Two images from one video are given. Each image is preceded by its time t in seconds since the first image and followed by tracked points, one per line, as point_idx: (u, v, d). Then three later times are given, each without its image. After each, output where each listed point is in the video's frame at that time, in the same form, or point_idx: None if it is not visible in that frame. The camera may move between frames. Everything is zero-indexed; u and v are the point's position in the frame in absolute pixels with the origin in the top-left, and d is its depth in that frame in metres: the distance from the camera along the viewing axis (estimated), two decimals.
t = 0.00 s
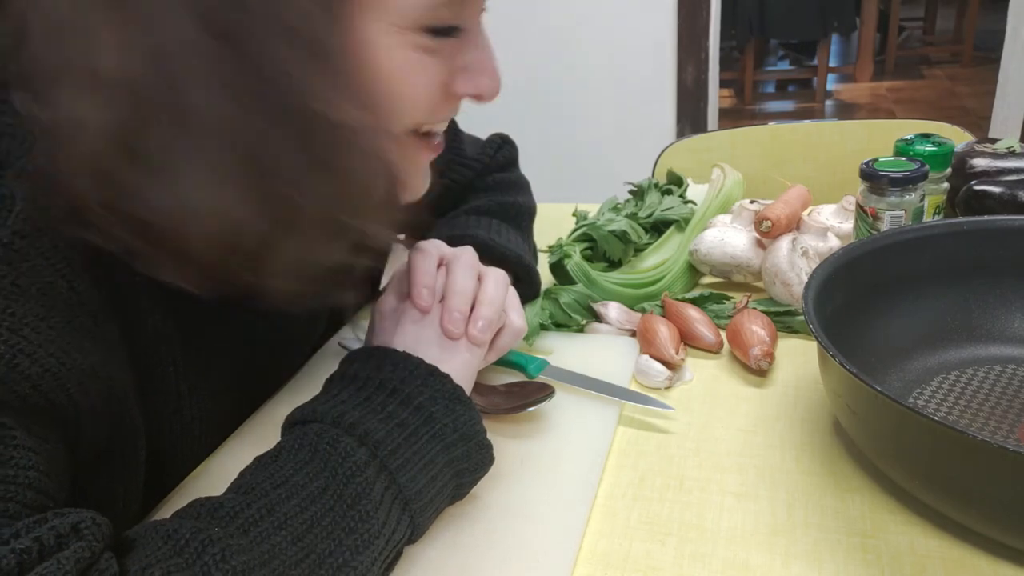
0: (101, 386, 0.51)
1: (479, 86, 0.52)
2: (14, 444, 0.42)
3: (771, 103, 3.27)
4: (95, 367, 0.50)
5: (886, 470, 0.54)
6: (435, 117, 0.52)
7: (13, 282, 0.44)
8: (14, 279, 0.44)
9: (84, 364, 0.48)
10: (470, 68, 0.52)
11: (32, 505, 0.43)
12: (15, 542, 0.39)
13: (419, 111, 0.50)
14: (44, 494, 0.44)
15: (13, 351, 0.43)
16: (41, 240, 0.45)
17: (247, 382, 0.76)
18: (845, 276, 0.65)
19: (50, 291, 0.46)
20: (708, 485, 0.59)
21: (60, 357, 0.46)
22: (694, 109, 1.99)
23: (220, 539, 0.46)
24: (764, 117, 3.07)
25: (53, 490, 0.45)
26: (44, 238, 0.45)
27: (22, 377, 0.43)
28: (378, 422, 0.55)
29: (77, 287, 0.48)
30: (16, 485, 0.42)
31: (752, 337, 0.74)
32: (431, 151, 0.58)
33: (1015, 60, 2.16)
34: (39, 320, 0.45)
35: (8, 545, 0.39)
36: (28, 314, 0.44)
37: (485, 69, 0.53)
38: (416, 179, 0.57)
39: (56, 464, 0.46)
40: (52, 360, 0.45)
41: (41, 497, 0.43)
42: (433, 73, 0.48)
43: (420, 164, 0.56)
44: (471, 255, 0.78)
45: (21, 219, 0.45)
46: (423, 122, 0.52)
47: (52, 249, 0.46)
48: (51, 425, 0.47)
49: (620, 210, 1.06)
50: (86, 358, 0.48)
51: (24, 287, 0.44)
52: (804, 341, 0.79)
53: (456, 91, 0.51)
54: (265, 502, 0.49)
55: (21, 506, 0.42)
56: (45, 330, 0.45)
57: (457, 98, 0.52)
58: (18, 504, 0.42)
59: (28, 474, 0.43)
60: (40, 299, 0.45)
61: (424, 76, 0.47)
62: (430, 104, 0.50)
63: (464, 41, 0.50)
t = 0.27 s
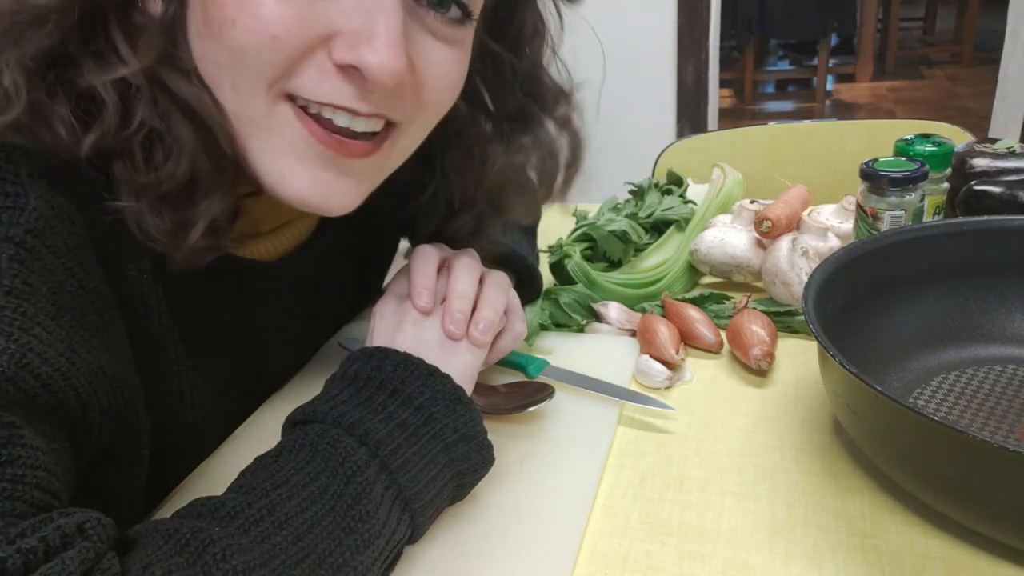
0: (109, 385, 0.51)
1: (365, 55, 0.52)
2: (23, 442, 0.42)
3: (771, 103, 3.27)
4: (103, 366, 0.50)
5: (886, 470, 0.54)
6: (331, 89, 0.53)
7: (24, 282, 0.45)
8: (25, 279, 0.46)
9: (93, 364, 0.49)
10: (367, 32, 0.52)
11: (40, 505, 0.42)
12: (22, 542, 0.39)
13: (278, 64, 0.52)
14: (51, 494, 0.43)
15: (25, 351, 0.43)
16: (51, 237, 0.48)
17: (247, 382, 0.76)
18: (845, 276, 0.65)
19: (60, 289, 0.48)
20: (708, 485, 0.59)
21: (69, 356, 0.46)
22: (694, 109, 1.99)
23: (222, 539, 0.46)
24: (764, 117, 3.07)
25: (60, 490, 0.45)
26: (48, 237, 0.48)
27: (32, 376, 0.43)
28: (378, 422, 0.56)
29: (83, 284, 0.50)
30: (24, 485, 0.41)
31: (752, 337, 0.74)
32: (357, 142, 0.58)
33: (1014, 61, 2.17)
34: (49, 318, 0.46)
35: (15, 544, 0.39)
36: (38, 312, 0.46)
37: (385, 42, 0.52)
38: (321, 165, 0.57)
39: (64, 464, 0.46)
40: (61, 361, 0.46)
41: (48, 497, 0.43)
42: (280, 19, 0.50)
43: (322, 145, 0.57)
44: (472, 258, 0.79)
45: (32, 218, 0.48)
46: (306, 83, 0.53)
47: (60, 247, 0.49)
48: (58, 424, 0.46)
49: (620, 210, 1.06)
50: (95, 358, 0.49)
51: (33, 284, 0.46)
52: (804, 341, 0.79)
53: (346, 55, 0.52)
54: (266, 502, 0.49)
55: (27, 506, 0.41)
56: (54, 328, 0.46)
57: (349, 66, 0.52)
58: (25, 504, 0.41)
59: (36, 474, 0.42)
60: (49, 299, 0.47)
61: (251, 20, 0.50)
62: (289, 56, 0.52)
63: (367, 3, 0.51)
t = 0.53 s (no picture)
0: (112, 387, 0.51)
1: (386, 85, 0.54)
2: (28, 445, 0.42)
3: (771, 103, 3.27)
4: (106, 369, 0.50)
5: (886, 470, 0.54)
6: (352, 116, 0.55)
7: (31, 285, 0.45)
8: (33, 282, 0.45)
9: (97, 367, 0.49)
10: (390, 64, 0.54)
11: (43, 508, 0.42)
12: (25, 545, 0.39)
13: (304, 92, 0.54)
14: (55, 497, 0.43)
15: (34, 355, 0.43)
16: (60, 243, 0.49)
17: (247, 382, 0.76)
18: (846, 276, 0.65)
19: (66, 292, 0.48)
20: (708, 485, 0.59)
21: (75, 359, 0.47)
22: (694, 109, 1.99)
23: (222, 540, 0.46)
24: (764, 117, 3.07)
25: (64, 493, 0.45)
26: (55, 242, 0.48)
27: (39, 378, 0.43)
28: (379, 422, 0.56)
29: (89, 286, 0.50)
30: (28, 488, 0.41)
31: (752, 337, 0.74)
32: (378, 164, 0.59)
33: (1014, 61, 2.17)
34: (56, 322, 0.46)
35: (19, 547, 0.39)
36: (46, 316, 0.46)
37: (405, 77, 0.54)
38: (340, 184, 0.58)
39: (68, 466, 0.46)
40: (67, 363, 0.46)
41: (52, 500, 0.43)
42: (306, 46, 0.53)
43: (344, 169, 0.57)
44: (472, 258, 0.79)
45: (38, 221, 0.48)
46: (328, 111, 0.55)
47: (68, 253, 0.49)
48: (62, 426, 0.46)
49: (620, 210, 1.06)
50: (99, 361, 0.49)
51: (40, 287, 0.46)
52: (804, 341, 0.79)
53: (368, 83, 0.54)
54: (266, 502, 0.49)
55: (31, 509, 0.41)
56: (60, 331, 0.46)
57: (370, 96, 0.54)
58: (29, 507, 0.41)
59: (41, 477, 0.42)
60: (56, 302, 0.47)
61: (280, 48, 0.53)
62: (315, 83, 0.54)
63: (391, 34, 0.54)
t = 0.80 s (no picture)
0: (114, 387, 0.51)
1: (400, 107, 0.54)
2: (29, 445, 0.42)
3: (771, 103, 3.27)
4: (108, 370, 0.50)
5: (885, 469, 0.54)
6: (365, 134, 0.56)
7: (34, 286, 0.45)
8: (35, 282, 0.45)
9: (98, 367, 0.49)
10: (403, 85, 0.55)
11: (45, 508, 0.42)
12: (25, 544, 0.39)
13: (318, 111, 0.55)
14: (56, 496, 0.43)
15: (34, 355, 0.43)
16: (62, 243, 0.49)
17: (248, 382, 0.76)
18: (846, 276, 0.65)
19: (68, 293, 0.48)
20: (708, 485, 0.59)
21: (77, 359, 0.47)
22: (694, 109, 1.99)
23: (221, 539, 0.46)
24: (764, 117, 3.07)
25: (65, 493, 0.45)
26: (58, 243, 0.48)
27: (40, 378, 0.43)
28: (379, 422, 0.56)
29: (91, 287, 0.50)
30: (29, 488, 0.41)
31: (752, 337, 0.74)
32: (386, 179, 0.60)
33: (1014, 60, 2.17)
34: (59, 322, 0.46)
35: (19, 547, 0.39)
36: (49, 316, 0.46)
37: (419, 97, 0.55)
38: (350, 200, 0.59)
39: (69, 466, 0.46)
40: (69, 364, 0.46)
41: (54, 500, 0.43)
42: (321, 66, 0.53)
43: (354, 184, 0.58)
44: (472, 258, 0.79)
45: (41, 222, 0.48)
46: (341, 130, 0.56)
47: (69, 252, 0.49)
48: (64, 426, 0.46)
49: (620, 210, 1.06)
50: (101, 362, 0.49)
51: (43, 288, 0.46)
52: (804, 341, 0.79)
53: (382, 103, 0.54)
54: (265, 502, 0.49)
55: (32, 508, 0.41)
56: (63, 331, 0.46)
57: (383, 116, 0.55)
58: (30, 506, 0.41)
59: (42, 477, 0.42)
60: (59, 303, 0.47)
61: (295, 67, 0.53)
62: (330, 103, 0.54)
63: (404, 54, 0.55)
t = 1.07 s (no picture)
0: (112, 389, 0.51)
1: (385, 109, 0.54)
2: (28, 445, 0.42)
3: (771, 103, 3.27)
4: (106, 371, 0.50)
5: (885, 469, 0.54)
6: (352, 138, 0.56)
7: (34, 286, 0.45)
8: (35, 283, 0.45)
9: (98, 368, 0.49)
10: (388, 87, 0.54)
11: (44, 507, 0.42)
12: (25, 543, 0.39)
13: (305, 115, 0.55)
14: (55, 495, 0.43)
15: (34, 355, 0.43)
16: (61, 243, 0.49)
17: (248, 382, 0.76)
18: (846, 276, 0.65)
19: (68, 293, 0.48)
20: (708, 485, 0.59)
21: (76, 360, 0.46)
22: (694, 109, 1.99)
23: (221, 539, 0.46)
24: (765, 117, 3.07)
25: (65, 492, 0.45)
26: (58, 244, 0.48)
27: (40, 379, 0.43)
28: (379, 422, 0.56)
29: (90, 288, 0.51)
30: (29, 487, 0.41)
31: (752, 337, 0.74)
32: (376, 182, 0.60)
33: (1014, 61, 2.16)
34: (59, 322, 0.46)
35: (18, 545, 0.39)
36: (49, 316, 0.46)
37: (403, 100, 0.54)
38: (341, 203, 0.59)
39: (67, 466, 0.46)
40: (69, 364, 0.46)
41: (53, 499, 0.43)
42: (306, 70, 0.53)
43: (344, 188, 0.59)
44: (473, 258, 0.79)
45: (41, 223, 0.48)
46: (329, 133, 0.56)
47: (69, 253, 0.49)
48: (63, 426, 0.46)
49: (620, 210, 1.06)
50: (100, 362, 0.49)
51: (43, 288, 0.46)
52: (804, 341, 0.79)
53: (367, 106, 0.54)
54: (265, 502, 0.49)
55: (31, 507, 0.41)
56: (63, 331, 0.46)
57: (370, 119, 0.55)
58: (29, 506, 0.41)
59: (41, 476, 0.42)
60: (58, 303, 0.47)
61: (282, 70, 0.53)
62: (316, 106, 0.55)
63: (388, 57, 0.54)
